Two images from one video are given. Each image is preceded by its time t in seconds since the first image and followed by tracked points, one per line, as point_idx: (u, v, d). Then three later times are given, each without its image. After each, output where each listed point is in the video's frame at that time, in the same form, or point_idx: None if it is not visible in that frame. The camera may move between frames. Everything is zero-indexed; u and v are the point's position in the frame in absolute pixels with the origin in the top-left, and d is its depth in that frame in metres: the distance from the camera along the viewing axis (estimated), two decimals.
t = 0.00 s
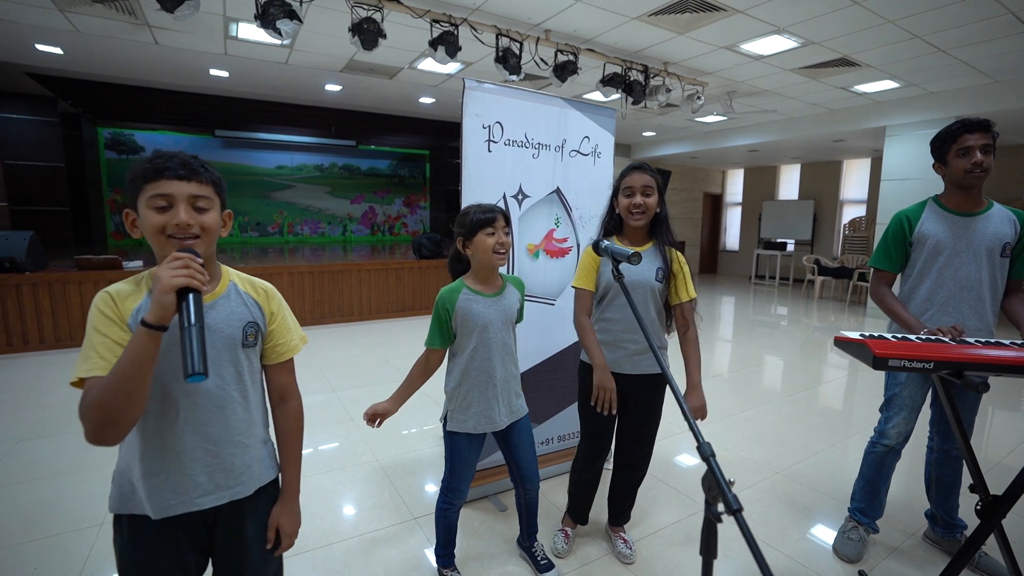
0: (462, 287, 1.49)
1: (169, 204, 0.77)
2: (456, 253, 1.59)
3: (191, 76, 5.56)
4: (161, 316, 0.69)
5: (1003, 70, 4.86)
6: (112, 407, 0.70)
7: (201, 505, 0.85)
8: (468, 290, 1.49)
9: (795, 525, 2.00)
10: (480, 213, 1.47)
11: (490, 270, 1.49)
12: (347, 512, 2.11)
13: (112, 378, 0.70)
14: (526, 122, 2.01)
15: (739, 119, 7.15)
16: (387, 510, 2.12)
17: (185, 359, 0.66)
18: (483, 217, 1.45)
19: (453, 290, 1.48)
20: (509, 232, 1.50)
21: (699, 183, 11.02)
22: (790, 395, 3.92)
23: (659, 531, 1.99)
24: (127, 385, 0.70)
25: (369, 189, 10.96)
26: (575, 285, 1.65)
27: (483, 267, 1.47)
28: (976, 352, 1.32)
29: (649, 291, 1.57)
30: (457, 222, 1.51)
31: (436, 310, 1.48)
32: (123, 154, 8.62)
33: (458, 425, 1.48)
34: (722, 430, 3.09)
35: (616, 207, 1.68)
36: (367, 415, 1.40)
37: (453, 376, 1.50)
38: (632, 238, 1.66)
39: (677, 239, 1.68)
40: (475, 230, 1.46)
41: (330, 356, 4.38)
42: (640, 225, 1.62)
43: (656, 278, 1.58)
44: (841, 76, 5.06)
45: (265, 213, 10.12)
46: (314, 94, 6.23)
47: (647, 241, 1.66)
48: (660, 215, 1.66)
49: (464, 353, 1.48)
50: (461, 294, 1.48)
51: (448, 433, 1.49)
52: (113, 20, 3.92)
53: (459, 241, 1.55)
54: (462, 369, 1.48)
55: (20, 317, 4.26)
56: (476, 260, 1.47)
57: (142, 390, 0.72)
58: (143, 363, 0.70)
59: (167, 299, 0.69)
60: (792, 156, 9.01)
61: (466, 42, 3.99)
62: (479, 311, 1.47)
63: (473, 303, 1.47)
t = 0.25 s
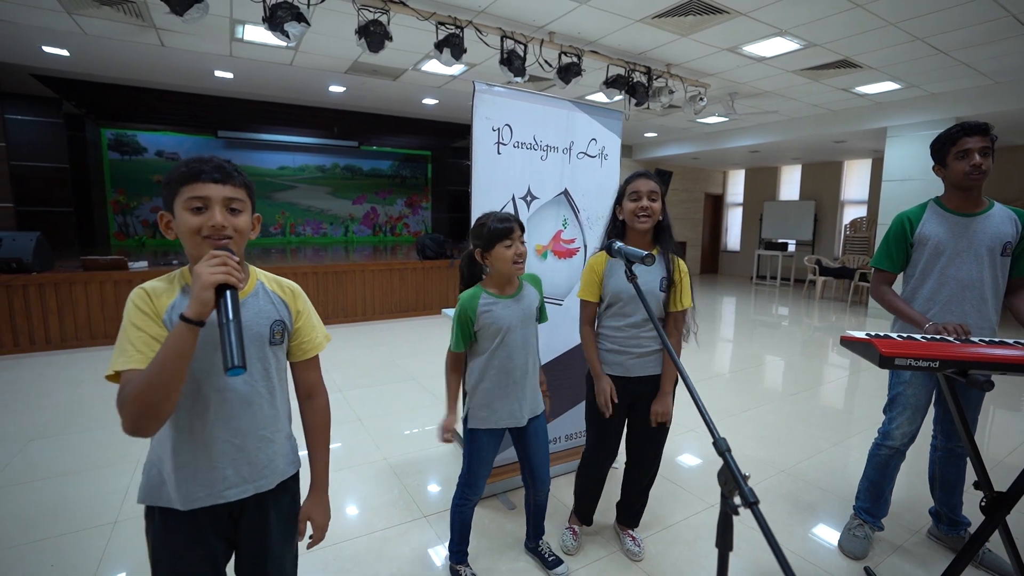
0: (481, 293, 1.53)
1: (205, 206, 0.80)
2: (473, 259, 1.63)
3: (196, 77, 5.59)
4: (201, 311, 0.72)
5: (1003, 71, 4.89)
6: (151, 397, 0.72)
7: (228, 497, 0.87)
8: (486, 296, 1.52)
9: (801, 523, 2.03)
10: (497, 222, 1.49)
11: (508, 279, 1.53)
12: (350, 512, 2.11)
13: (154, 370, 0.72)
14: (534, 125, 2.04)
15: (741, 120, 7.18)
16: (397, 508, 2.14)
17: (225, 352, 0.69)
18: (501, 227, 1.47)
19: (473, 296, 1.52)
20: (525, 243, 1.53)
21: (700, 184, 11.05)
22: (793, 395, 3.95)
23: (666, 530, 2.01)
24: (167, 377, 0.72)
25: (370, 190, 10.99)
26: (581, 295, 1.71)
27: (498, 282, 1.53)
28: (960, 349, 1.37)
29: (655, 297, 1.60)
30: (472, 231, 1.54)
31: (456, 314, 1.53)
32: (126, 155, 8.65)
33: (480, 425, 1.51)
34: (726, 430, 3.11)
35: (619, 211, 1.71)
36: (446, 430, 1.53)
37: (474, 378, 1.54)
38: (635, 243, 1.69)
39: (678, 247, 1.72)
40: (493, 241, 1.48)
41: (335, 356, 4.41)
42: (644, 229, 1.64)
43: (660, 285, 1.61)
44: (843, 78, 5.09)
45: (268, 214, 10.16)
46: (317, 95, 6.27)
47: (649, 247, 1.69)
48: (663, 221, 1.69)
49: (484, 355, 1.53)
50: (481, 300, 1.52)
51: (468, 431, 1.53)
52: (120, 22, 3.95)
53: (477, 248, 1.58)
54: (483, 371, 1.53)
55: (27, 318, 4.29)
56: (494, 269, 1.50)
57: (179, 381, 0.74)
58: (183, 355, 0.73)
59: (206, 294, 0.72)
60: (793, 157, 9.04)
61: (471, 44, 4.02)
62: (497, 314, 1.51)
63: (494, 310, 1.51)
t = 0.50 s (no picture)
0: (508, 282, 1.54)
1: (233, 213, 0.84)
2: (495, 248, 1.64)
3: (196, 77, 5.60)
4: (228, 318, 0.74)
5: (999, 73, 4.94)
6: (178, 399, 0.75)
7: (253, 489, 0.90)
8: (512, 285, 1.54)
9: (802, 517, 2.06)
10: (520, 215, 1.51)
11: (530, 267, 1.55)
12: (351, 511, 2.11)
13: (181, 372, 0.74)
14: (539, 126, 2.07)
15: (739, 120, 7.22)
16: (404, 504, 2.17)
17: (251, 362, 0.72)
18: (523, 220, 1.49)
19: (500, 285, 1.53)
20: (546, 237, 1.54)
21: (698, 184, 11.10)
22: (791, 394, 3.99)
23: (668, 525, 2.04)
24: (193, 381, 0.75)
25: (369, 190, 11.00)
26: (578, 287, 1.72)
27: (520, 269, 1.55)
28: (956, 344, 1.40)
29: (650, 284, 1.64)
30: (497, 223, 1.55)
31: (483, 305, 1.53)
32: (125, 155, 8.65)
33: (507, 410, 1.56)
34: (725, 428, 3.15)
35: (611, 203, 1.73)
36: (558, 362, 1.46)
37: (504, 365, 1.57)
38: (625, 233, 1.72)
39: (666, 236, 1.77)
40: (513, 232, 1.50)
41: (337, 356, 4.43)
42: (637, 220, 1.67)
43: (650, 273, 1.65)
44: (841, 79, 5.13)
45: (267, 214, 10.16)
46: (318, 96, 6.28)
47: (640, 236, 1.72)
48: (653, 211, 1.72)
49: (513, 342, 1.56)
50: (509, 291, 1.53)
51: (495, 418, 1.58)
52: (123, 23, 3.96)
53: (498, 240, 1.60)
54: (516, 356, 1.55)
55: (28, 318, 4.29)
56: (514, 260, 1.53)
57: (205, 385, 0.77)
58: (208, 359, 0.75)
59: (234, 303, 0.74)
60: (790, 157, 9.09)
61: (473, 45, 4.04)
62: (523, 303, 1.54)
63: (520, 298, 1.54)
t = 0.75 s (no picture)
0: (523, 284, 1.58)
1: (247, 205, 0.86)
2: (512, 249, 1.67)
3: (190, 77, 5.58)
4: (246, 299, 0.76)
5: (985, 76, 5.04)
6: (196, 382, 0.76)
7: (264, 483, 0.91)
8: (528, 288, 1.58)
9: (796, 511, 2.11)
10: (541, 217, 1.54)
11: (545, 270, 1.59)
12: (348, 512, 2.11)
13: (200, 356, 0.75)
14: (538, 128, 2.11)
15: (731, 122, 7.29)
16: (404, 501, 2.19)
17: (269, 336, 0.73)
18: (543, 221, 1.53)
19: (516, 288, 1.56)
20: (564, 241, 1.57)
21: (691, 185, 11.19)
22: (784, 392, 4.04)
23: (665, 520, 2.08)
24: (212, 364, 0.76)
25: (364, 191, 10.99)
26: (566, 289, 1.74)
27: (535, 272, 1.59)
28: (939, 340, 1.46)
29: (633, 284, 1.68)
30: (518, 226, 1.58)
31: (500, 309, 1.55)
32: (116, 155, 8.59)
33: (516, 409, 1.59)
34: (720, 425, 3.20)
35: (593, 206, 1.75)
36: (578, 392, 1.44)
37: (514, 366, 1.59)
38: (606, 235, 1.75)
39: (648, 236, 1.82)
40: (532, 235, 1.54)
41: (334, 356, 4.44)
42: (619, 222, 1.70)
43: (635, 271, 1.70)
44: (831, 81, 5.21)
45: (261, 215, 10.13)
46: (313, 96, 6.28)
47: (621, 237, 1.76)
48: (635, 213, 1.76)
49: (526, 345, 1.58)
50: (524, 292, 1.56)
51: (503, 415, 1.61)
52: (118, 23, 3.95)
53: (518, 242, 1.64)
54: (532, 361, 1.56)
55: (21, 319, 4.27)
56: (531, 260, 1.56)
57: (222, 368, 0.77)
58: (227, 341, 0.76)
59: (251, 283, 0.76)
60: (782, 158, 9.19)
61: (469, 47, 4.07)
62: (538, 306, 1.58)
63: (535, 300, 1.57)
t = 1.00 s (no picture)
0: (528, 281, 1.60)
1: (255, 208, 0.87)
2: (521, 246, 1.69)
3: (176, 77, 5.52)
4: (259, 304, 0.78)
5: (961, 79, 5.18)
6: (211, 388, 0.78)
7: (276, 482, 0.93)
8: (532, 286, 1.60)
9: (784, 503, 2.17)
10: (554, 218, 1.57)
11: (553, 269, 1.61)
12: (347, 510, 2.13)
13: (214, 362, 0.77)
14: (530, 130, 2.14)
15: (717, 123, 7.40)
16: (402, 501, 2.20)
17: (282, 341, 0.75)
18: (558, 223, 1.55)
19: (521, 284, 1.59)
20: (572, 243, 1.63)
21: (678, 185, 11.31)
22: (771, 389, 4.12)
23: (658, 515, 2.12)
24: (227, 369, 0.78)
25: (351, 192, 10.93)
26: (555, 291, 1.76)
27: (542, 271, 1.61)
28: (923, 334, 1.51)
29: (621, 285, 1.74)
30: (529, 223, 1.60)
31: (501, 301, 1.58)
32: (98, 156, 8.44)
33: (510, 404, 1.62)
34: (709, 421, 3.26)
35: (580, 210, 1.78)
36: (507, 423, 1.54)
37: (511, 363, 1.62)
38: (592, 239, 1.78)
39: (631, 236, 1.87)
40: (546, 234, 1.56)
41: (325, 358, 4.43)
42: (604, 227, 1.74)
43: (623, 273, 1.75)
44: (814, 84, 5.32)
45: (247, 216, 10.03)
46: (301, 97, 6.25)
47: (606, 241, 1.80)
48: (619, 217, 1.80)
49: (523, 341, 1.61)
50: (529, 290, 1.59)
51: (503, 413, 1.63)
52: (102, 22, 3.89)
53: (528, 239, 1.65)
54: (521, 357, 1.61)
55: (3, 323, 4.19)
56: (541, 259, 1.58)
57: (236, 373, 0.80)
58: (239, 347, 0.78)
59: (263, 289, 0.78)
60: (766, 159, 9.34)
61: (459, 48, 4.09)
62: (541, 305, 1.60)
63: (538, 298, 1.60)
